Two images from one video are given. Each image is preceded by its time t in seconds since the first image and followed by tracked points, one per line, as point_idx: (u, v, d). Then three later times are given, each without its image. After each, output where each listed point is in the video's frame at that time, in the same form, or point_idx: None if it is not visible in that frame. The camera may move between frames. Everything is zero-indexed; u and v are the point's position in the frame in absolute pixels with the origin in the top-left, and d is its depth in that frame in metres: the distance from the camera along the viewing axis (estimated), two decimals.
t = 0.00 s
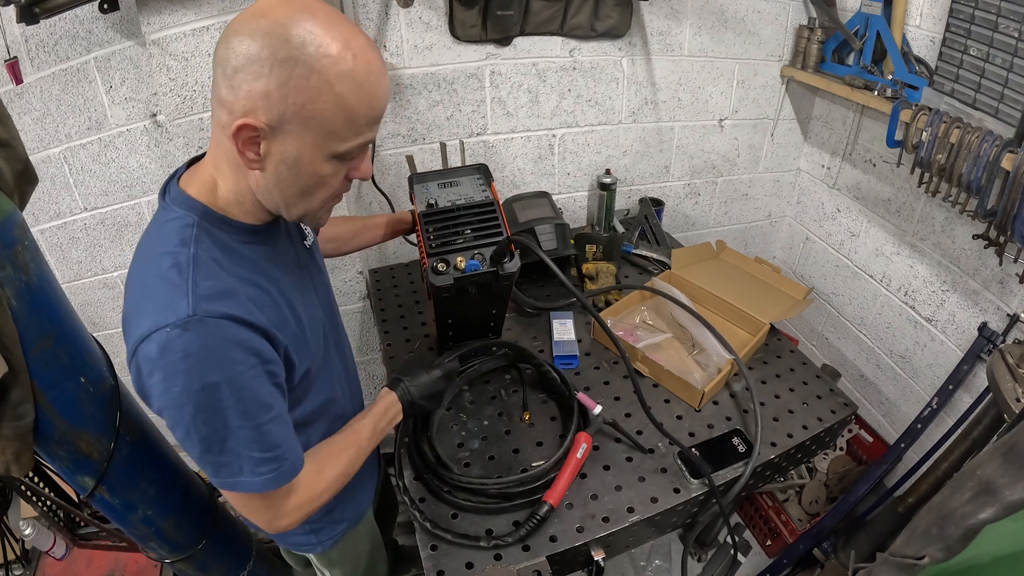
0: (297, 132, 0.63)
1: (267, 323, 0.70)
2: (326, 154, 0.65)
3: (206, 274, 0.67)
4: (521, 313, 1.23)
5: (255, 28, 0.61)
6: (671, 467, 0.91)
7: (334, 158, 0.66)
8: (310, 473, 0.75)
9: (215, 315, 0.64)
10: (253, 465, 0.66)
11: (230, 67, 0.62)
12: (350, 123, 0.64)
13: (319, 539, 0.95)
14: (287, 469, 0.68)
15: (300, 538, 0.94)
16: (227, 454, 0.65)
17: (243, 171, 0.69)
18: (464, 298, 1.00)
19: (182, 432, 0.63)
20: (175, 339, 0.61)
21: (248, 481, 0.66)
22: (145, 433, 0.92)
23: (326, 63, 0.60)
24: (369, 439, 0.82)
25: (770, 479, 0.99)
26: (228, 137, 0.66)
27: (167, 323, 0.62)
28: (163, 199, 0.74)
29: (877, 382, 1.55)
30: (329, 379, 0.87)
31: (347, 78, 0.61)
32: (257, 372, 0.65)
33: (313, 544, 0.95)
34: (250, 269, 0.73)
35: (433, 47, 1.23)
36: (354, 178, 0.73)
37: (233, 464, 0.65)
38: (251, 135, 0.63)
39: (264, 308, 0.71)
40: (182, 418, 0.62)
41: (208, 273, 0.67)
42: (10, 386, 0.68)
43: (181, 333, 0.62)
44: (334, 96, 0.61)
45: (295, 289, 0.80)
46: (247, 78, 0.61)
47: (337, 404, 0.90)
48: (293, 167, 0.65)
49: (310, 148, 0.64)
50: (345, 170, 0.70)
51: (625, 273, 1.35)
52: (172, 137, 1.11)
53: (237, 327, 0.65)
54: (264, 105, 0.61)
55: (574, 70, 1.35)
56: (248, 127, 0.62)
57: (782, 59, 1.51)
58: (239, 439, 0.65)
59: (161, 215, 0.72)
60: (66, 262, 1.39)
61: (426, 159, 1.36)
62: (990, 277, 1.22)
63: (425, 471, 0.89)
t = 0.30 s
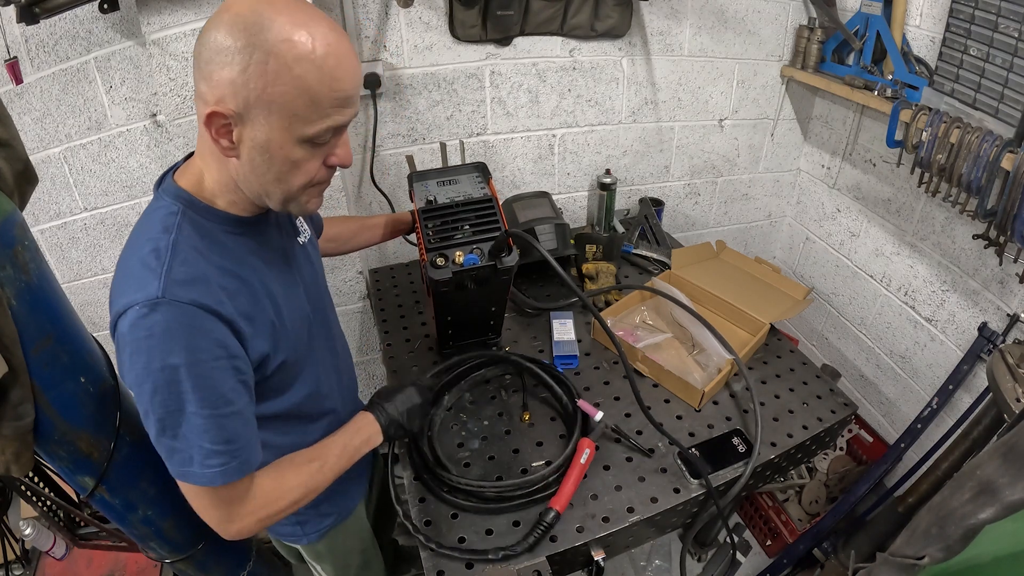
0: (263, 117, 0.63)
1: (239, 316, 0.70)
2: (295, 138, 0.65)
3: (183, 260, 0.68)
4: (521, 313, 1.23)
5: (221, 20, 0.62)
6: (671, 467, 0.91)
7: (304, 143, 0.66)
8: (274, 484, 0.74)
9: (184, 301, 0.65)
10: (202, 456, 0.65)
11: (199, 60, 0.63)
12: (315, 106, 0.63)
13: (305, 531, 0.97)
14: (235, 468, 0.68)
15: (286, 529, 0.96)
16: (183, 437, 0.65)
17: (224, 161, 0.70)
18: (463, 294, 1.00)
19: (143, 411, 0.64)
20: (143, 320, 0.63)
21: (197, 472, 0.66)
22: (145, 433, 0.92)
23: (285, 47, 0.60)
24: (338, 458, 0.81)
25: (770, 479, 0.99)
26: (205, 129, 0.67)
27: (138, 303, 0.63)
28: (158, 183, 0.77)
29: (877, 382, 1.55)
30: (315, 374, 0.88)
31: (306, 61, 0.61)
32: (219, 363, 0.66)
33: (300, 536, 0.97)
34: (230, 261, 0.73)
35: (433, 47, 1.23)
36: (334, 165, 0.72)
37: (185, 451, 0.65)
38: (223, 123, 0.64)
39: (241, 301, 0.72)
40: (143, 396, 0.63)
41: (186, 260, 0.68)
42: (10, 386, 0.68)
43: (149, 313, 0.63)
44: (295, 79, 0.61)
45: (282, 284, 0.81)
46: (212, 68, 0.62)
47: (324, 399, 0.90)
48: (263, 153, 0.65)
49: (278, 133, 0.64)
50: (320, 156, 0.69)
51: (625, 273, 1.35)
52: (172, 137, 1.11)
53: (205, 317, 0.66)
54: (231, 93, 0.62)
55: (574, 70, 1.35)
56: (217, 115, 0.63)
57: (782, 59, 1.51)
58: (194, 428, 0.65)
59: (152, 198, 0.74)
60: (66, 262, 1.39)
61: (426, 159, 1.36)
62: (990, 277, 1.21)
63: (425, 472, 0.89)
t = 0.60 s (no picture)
0: (244, 123, 0.63)
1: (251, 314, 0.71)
2: (277, 143, 0.65)
3: (193, 268, 0.69)
4: (520, 313, 1.23)
5: (204, 26, 0.63)
6: (671, 467, 0.91)
7: (287, 147, 0.66)
8: (371, 483, 0.73)
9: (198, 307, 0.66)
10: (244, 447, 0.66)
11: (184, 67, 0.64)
12: (294, 112, 0.63)
13: (295, 523, 0.93)
14: (280, 446, 0.68)
15: (275, 521, 0.92)
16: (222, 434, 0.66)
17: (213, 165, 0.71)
18: (462, 289, 1.00)
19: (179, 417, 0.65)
20: (162, 331, 0.64)
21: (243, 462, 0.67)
22: (144, 434, 0.92)
23: (261, 53, 0.60)
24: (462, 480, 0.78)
25: (770, 479, 0.99)
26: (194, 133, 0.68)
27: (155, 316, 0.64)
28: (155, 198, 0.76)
29: (877, 382, 1.55)
30: (309, 368, 0.88)
31: (283, 66, 0.61)
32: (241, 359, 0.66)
33: (291, 528, 0.93)
34: (234, 262, 0.74)
35: (433, 47, 1.23)
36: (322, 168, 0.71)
37: (229, 444, 0.67)
38: (208, 128, 0.65)
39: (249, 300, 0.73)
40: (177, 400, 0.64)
41: (195, 266, 0.69)
42: (10, 386, 0.68)
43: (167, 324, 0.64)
44: (272, 84, 0.61)
45: (281, 280, 0.81)
46: (194, 75, 0.63)
47: (316, 396, 0.90)
48: (248, 159, 0.66)
49: (260, 138, 0.64)
50: (305, 159, 0.69)
51: (625, 273, 1.35)
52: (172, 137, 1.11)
53: (220, 318, 0.67)
54: (212, 99, 0.62)
55: (574, 70, 1.35)
56: (200, 121, 0.64)
57: (782, 59, 1.51)
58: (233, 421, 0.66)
59: (151, 213, 0.74)
60: (66, 262, 1.39)
61: (426, 159, 1.36)
62: (990, 277, 1.22)
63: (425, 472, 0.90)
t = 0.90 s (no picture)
0: (227, 96, 0.63)
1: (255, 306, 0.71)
2: (259, 117, 0.64)
3: (201, 254, 0.69)
4: (520, 313, 1.23)
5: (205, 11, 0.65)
6: (671, 467, 0.91)
7: (270, 124, 0.65)
8: (302, 501, 0.71)
9: (205, 292, 0.65)
10: (231, 443, 0.65)
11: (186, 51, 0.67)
12: (273, 84, 0.62)
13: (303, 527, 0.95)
14: (261, 452, 0.67)
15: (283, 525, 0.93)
16: (210, 425, 0.64)
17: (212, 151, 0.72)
18: (462, 288, 1.00)
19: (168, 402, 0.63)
20: (166, 311, 0.63)
21: (226, 460, 0.65)
22: (144, 433, 0.92)
23: (244, 27, 0.61)
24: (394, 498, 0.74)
25: (770, 479, 0.99)
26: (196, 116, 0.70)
27: (158, 297, 0.63)
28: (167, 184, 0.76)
29: (877, 382, 1.55)
30: (308, 367, 0.87)
31: (263, 38, 0.61)
32: (241, 350, 0.65)
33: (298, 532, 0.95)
34: (239, 252, 0.74)
35: (433, 47, 1.23)
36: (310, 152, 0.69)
37: (213, 440, 0.64)
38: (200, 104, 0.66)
39: (255, 292, 0.73)
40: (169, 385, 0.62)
41: (203, 253, 0.69)
42: (10, 386, 0.68)
43: (172, 304, 0.63)
44: (251, 56, 0.61)
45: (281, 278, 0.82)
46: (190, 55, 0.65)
47: (315, 396, 0.91)
48: (233, 135, 0.66)
49: (242, 112, 0.64)
50: (291, 139, 0.67)
51: (625, 273, 1.35)
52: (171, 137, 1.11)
53: (225, 305, 0.66)
54: (202, 75, 0.64)
55: (574, 70, 1.35)
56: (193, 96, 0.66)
57: (782, 59, 1.51)
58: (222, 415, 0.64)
59: (162, 197, 0.74)
60: (66, 262, 1.39)
61: (426, 159, 1.36)
62: (990, 277, 1.22)
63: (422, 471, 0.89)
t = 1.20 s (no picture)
0: (241, 81, 0.69)
1: (229, 302, 0.71)
2: (261, 101, 0.68)
3: (183, 240, 0.69)
4: (521, 314, 1.23)
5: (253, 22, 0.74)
6: (671, 467, 0.91)
7: (270, 110, 0.68)
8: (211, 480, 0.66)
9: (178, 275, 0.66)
10: (176, 430, 0.64)
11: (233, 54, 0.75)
12: (274, 70, 0.66)
13: (279, 537, 0.95)
14: (204, 448, 0.65)
15: (260, 534, 0.94)
16: (159, 407, 0.63)
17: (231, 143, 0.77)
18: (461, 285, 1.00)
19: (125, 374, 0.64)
20: (135, 285, 0.64)
21: (170, 446, 0.64)
22: (144, 433, 0.92)
23: (266, 21, 0.67)
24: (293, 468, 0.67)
25: (770, 479, 0.99)
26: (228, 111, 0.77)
27: (133, 270, 0.64)
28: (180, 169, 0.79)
29: (877, 382, 1.55)
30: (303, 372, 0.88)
31: (275, 28, 0.66)
32: (201, 341, 0.65)
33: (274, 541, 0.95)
34: (228, 250, 0.74)
35: (433, 47, 1.23)
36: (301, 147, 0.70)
37: (162, 423, 0.64)
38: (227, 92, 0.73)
39: (235, 290, 0.72)
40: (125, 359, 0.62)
41: (186, 239, 0.70)
42: (10, 386, 0.68)
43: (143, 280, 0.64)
44: (262, 43, 0.66)
45: (275, 290, 0.81)
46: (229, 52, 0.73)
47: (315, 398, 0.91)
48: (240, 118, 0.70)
49: (249, 95, 0.68)
50: (286, 131, 0.70)
51: (625, 273, 1.35)
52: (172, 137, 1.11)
53: (194, 294, 0.66)
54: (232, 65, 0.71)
55: (574, 70, 1.35)
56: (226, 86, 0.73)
57: (782, 59, 1.51)
58: (168, 399, 0.63)
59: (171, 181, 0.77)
60: (66, 262, 1.39)
61: (426, 159, 1.36)
62: (990, 277, 1.22)
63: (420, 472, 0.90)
